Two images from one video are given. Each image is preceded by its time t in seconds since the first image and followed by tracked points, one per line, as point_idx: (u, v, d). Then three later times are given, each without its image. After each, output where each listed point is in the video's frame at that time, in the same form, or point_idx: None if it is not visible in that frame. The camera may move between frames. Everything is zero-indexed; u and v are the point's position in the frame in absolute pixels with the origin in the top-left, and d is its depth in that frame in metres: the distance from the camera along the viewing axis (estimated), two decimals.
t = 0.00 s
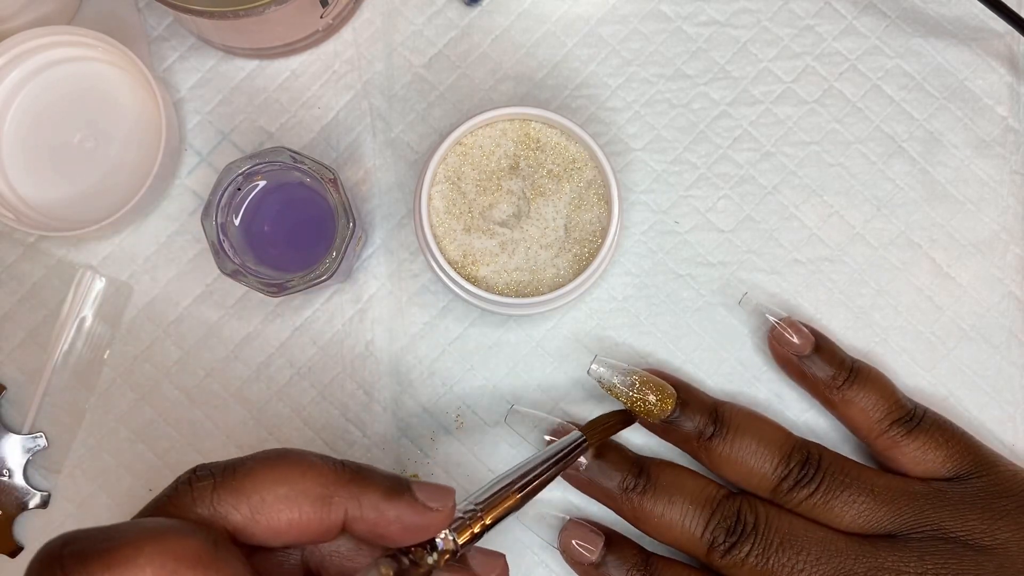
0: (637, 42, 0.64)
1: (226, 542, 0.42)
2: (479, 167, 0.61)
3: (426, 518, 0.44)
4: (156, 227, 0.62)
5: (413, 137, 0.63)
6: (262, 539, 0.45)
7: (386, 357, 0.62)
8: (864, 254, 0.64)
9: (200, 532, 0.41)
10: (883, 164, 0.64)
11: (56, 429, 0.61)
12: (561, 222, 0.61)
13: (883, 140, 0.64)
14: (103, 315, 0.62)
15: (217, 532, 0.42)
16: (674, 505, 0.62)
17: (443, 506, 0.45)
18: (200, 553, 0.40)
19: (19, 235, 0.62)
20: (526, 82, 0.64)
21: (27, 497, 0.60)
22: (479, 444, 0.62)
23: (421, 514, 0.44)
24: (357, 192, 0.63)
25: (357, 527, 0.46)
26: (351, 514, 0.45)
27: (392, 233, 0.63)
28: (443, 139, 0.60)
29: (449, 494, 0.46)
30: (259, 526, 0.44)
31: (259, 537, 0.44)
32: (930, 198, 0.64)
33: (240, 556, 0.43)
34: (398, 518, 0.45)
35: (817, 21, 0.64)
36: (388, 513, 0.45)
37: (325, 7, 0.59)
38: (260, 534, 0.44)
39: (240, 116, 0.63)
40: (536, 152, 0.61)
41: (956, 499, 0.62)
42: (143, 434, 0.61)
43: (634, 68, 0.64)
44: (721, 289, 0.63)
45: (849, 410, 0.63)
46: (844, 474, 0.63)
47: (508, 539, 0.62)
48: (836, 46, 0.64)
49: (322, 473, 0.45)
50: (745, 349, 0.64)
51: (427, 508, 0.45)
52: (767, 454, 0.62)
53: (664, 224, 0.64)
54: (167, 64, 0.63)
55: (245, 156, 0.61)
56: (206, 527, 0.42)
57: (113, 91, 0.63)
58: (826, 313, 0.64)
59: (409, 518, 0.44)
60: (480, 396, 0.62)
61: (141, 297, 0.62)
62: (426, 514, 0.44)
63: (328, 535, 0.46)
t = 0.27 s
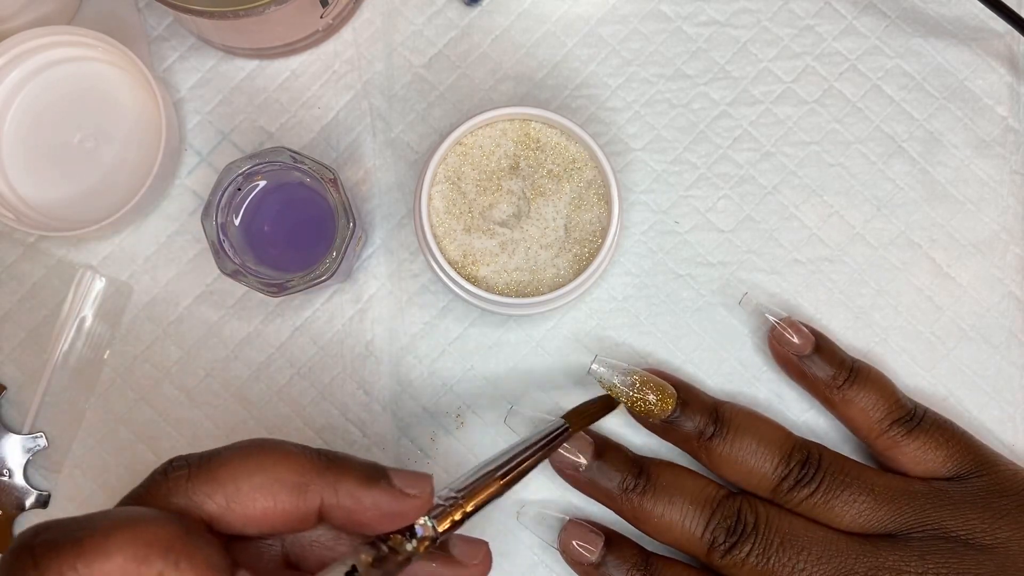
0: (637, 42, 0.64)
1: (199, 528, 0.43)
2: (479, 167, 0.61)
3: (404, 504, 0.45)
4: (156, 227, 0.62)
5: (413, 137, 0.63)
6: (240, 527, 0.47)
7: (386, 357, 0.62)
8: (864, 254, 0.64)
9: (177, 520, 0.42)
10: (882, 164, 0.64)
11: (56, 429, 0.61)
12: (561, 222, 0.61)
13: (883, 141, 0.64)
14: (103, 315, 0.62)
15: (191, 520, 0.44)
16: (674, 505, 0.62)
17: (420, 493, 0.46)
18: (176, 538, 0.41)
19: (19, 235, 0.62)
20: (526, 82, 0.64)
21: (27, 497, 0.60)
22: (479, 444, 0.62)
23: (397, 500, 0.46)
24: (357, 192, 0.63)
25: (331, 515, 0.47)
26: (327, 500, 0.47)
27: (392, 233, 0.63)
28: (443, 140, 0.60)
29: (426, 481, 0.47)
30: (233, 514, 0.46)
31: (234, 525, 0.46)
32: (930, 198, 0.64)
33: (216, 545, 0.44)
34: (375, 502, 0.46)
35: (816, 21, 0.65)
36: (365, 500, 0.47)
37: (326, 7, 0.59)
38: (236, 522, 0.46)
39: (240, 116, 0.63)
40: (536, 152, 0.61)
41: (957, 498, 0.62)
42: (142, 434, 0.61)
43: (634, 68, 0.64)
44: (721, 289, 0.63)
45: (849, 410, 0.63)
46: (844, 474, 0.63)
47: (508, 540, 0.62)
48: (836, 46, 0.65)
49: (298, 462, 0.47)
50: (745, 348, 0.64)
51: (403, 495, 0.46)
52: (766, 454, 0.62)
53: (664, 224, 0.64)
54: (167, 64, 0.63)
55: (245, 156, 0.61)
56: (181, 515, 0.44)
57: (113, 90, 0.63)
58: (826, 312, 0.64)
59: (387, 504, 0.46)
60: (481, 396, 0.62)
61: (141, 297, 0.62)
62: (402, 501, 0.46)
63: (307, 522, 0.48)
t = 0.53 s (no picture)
0: (637, 42, 0.64)
1: (178, 515, 0.42)
2: (479, 167, 0.61)
3: (389, 503, 0.44)
4: (156, 227, 0.62)
5: (413, 137, 0.63)
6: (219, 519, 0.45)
7: (386, 357, 0.62)
8: (864, 254, 0.64)
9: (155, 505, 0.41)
10: (882, 164, 0.64)
11: (56, 429, 0.61)
12: (561, 222, 0.61)
13: (883, 141, 0.64)
14: (103, 315, 0.62)
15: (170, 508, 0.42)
16: (674, 505, 0.62)
17: (403, 492, 0.45)
18: (155, 526, 0.39)
19: (19, 235, 0.62)
20: (526, 82, 0.64)
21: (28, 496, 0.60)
22: (480, 444, 0.62)
23: (384, 498, 0.44)
24: (357, 192, 0.63)
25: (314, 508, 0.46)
26: (310, 494, 0.46)
27: (392, 233, 0.63)
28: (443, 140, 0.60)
29: (409, 481, 0.46)
30: (214, 504, 0.44)
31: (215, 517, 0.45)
32: (930, 198, 0.64)
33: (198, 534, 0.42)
34: (360, 500, 0.45)
35: (816, 21, 0.65)
36: (348, 497, 0.45)
37: (325, 7, 0.59)
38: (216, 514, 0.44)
39: (240, 116, 0.63)
40: (536, 152, 0.61)
41: (957, 496, 0.62)
42: (142, 434, 0.61)
43: (634, 68, 0.64)
44: (720, 289, 0.63)
45: (849, 410, 0.63)
46: (844, 473, 0.63)
47: (508, 540, 0.62)
48: (836, 46, 0.65)
49: (282, 454, 0.45)
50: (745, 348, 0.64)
51: (388, 494, 0.45)
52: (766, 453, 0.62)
53: (664, 224, 0.64)
54: (167, 64, 0.63)
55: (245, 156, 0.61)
56: (161, 502, 0.42)
57: (113, 90, 0.63)
58: (826, 312, 0.64)
59: (368, 501, 0.44)
60: (481, 396, 0.62)
61: (141, 297, 0.62)
62: (385, 500, 0.44)
63: (286, 515, 0.46)
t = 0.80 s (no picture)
0: (637, 42, 0.64)
1: (162, 511, 0.43)
2: (479, 167, 0.61)
3: (376, 496, 0.46)
4: (156, 227, 0.62)
5: (413, 137, 0.63)
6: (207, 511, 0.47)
7: (386, 357, 0.62)
8: (864, 254, 0.64)
9: (135, 500, 0.42)
10: (882, 164, 0.64)
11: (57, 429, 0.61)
12: (561, 222, 0.61)
13: (883, 141, 0.64)
14: (103, 315, 0.62)
15: (156, 503, 0.44)
16: (674, 505, 0.62)
17: (392, 485, 0.47)
18: (143, 521, 0.40)
19: (19, 235, 0.62)
20: (525, 82, 0.64)
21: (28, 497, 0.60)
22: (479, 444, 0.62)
23: (374, 492, 0.47)
24: (357, 192, 0.63)
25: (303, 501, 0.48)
26: (298, 488, 0.48)
27: (392, 233, 0.63)
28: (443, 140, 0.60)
29: (398, 473, 0.48)
30: (201, 499, 0.46)
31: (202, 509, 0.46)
32: (929, 198, 0.64)
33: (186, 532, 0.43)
34: (351, 494, 0.47)
35: (816, 21, 0.65)
36: (337, 489, 0.47)
37: (325, 7, 0.59)
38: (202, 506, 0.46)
39: (240, 116, 0.63)
40: (536, 152, 0.61)
41: (958, 496, 0.62)
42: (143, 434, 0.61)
43: (634, 68, 0.64)
44: (720, 289, 0.63)
45: (849, 409, 0.63)
46: (845, 473, 0.62)
47: (509, 540, 0.62)
48: (836, 46, 0.65)
49: (268, 449, 0.47)
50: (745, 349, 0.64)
51: (374, 486, 0.47)
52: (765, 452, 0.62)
53: (664, 224, 0.64)
54: (167, 64, 0.63)
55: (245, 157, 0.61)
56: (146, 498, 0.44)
57: (113, 90, 0.63)
58: (826, 312, 0.64)
59: (355, 495, 0.47)
60: (481, 396, 0.62)
61: (141, 297, 0.62)
62: (372, 493, 0.47)
63: (276, 508, 0.48)
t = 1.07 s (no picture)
0: (636, 42, 0.64)
1: None
2: (479, 167, 0.61)
3: (199, 499, 0.46)
4: (156, 227, 0.62)
5: (413, 137, 0.63)
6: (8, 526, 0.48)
7: (386, 357, 0.62)
8: (863, 254, 0.64)
9: None
10: (882, 165, 0.64)
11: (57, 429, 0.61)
12: (561, 222, 0.61)
13: (883, 141, 0.64)
14: (103, 315, 0.62)
15: None
16: (664, 520, 0.64)
17: (217, 488, 0.46)
18: None
19: (19, 235, 0.62)
20: (525, 82, 0.64)
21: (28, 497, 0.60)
22: (479, 444, 0.62)
23: (195, 495, 0.46)
24: (357, 192, 0.63)
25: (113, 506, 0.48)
26: (111, 492, 0.48)
27: (393, 233, 0.63)
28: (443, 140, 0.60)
29: (223, 474, 0.47)
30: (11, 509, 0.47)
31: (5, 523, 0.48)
32: (929, 198, 0.64)
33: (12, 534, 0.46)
34: (168, 497, 0.46)
35: (816, 21, 0.65)
36: (151, 490, 0.47)
37: (325, 7, 0.59)
38: None
39: (240, 116, 0.63)
40: (536, 152, 0.61)
41: (955, 527, 0.63)
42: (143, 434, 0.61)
43: (634, 68, 0.64)
44: (720, 289, 0.63)
45: (853, 424, 0.64)
46: (842, 494, 0.63)
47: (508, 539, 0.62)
48: (836, 46, 0.65)
49: (97, 457, 0.49)
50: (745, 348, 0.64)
51: (202, 489, 0.46)
52: (759, 470, 0.64)
53: (664, 224, 0.64)
54: (167, 64, 0.64)
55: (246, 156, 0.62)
56: None
57: (113, 90, 0.63)
58: (825, 312, 0.64)
59: (168, 494, 0.47)
60: (480, 396, 0.62)
61: (141, 297, 0.62)
62: (197, 496, 0.46)
63: (90, 515, 0.48)
